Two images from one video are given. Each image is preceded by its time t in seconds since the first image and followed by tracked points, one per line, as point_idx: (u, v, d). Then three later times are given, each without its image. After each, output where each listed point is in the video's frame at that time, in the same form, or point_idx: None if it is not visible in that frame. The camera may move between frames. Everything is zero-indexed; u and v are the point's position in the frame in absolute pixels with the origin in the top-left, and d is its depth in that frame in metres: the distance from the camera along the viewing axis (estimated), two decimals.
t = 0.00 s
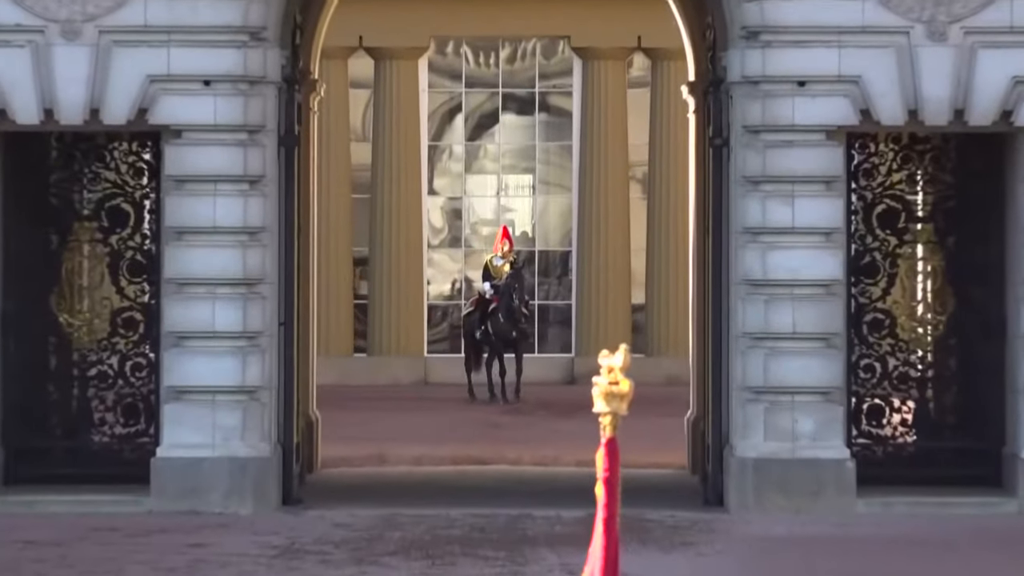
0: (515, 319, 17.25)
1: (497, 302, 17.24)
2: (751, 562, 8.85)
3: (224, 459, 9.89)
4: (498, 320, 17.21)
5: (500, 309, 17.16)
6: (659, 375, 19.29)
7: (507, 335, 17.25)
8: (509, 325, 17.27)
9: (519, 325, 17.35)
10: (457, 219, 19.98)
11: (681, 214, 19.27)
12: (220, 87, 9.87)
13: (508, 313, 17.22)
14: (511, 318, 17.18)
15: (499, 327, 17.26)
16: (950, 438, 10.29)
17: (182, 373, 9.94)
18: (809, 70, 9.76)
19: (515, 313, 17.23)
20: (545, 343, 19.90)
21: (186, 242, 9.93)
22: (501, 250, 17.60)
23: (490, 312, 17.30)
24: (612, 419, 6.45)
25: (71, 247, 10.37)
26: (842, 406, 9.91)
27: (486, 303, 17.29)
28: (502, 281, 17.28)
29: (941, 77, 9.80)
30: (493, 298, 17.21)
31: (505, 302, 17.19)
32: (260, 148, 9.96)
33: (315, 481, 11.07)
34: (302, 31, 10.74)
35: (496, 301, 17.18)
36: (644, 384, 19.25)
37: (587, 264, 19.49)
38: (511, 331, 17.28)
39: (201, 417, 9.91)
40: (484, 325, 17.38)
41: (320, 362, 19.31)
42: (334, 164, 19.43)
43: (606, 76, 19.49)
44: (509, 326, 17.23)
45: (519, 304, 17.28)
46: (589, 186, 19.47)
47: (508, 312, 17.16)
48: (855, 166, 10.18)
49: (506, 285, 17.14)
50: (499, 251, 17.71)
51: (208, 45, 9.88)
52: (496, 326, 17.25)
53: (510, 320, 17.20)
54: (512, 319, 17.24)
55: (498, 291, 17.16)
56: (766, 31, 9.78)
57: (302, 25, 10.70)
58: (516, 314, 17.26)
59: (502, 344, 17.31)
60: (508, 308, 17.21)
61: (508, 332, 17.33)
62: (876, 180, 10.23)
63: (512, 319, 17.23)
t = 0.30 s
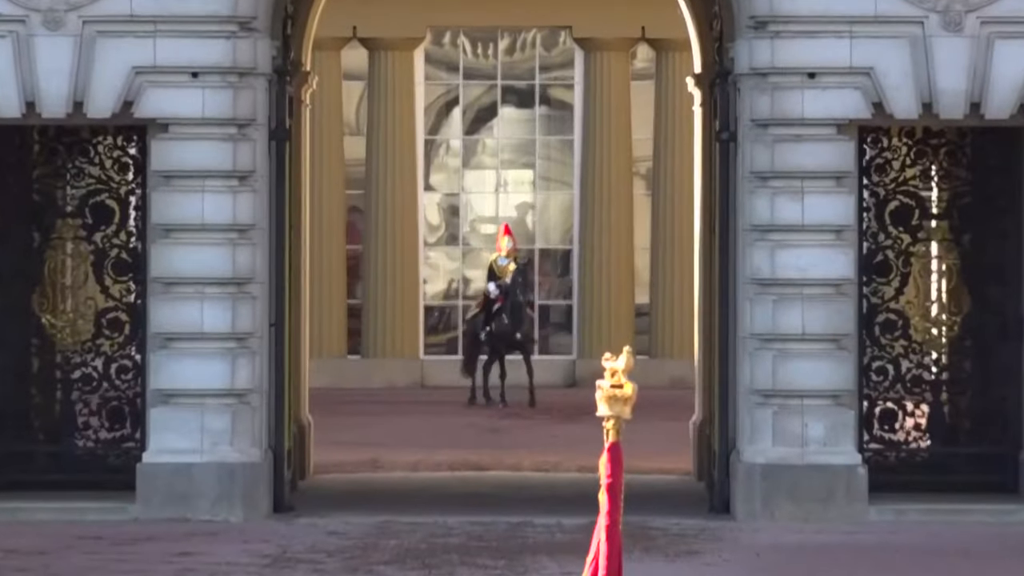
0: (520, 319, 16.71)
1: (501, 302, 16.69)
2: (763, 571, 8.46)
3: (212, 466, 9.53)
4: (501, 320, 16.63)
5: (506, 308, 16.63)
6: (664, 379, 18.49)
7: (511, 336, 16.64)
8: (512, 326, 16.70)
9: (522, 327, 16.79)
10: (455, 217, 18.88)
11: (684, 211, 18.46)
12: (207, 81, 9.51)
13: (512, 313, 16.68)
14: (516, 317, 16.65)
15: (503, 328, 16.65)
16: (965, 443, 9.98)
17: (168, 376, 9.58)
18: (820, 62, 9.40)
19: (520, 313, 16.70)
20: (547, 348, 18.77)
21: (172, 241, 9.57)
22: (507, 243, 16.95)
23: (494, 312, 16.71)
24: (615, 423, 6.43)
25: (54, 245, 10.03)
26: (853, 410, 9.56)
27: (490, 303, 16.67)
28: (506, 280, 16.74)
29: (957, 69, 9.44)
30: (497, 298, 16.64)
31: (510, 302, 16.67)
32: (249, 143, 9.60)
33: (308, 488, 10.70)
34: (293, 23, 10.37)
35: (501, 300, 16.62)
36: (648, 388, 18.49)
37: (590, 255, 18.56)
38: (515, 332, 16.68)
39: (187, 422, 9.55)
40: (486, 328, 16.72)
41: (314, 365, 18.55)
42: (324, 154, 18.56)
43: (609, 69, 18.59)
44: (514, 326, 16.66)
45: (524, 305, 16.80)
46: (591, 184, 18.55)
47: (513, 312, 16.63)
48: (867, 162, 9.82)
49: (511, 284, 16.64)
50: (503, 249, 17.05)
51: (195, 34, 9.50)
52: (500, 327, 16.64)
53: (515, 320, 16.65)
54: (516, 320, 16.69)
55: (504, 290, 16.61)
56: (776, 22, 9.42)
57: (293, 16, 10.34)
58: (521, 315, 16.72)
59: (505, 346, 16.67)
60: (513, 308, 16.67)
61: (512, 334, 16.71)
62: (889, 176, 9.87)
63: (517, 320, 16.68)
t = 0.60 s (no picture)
0: (525, 319, 16.64)
1: (507, 302, 16.66)
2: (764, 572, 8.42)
3: (211, 468, 9.50)
4: (507, 320, 16.62)
5: (511, 308, 16.60)
6: (664, 380, 18.45)
7: (518, 335, 16.64)
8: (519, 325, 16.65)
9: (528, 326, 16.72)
10: (455, 217, 18.86)
11: (683, 210, 18.43)
12: (206, 82, 9.49)
13: (518, 313, 16.63)
14: (521, 317, 16.59)
15: (508, 328, 16.65)
16: (967, 444, 9.97)
17: (167, 377, 9.55)
18: (821, 61, 9.38)
19: (525, 313, 16.62)
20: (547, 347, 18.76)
21: (171, 241, 9.55)
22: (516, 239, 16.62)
23: (501, 311, 16.70)
24: (615, 424, 6.38)
25: (53, 246, 10.01)
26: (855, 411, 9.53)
27: (497, 303, 16.69)
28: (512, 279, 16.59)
29: (959, 68, 9.42)
30: (504, 297, 16.62)
31: (515, 301, 16.62)
32: (249, 143, 9.57)
33: (308, 489, 10.68)
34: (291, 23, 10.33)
35: (507, 300, 16.62)
36: (648, 388, 18.46)
37: (590, 255, 18.53)
38: (522, 332, 16.66)
39: (187, 423, 9.52)
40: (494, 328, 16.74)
41: (314, 366, 18.55)
42: (324, 153, 18.53)
43: (610, 68, 18.55)
44: (520, 326, 16.64)
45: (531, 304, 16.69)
46: (593, 182, 18.49)
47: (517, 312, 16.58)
48: (868, 162, 9.80)
49: (515, 283, 16.55)
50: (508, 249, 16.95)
51: (195, 34, 9.48)
52: (505, 327, 16.64)
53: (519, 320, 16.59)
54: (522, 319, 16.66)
55: (509, 289, 16.56)
56: (776, 22, 9.40)
57: (292, 16, 10.30)
58: (527, 314, 16.64)
59: (512, 345, 16.68)
60: (520, 307, 16.62)
61: (518, 334, 16.68)
62: (890, 176, 9.85)
63: (524, 319, 16.64)
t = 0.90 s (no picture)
0: (530, 323, 16.57)
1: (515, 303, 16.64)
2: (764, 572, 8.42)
3: (211, 468, 9.51)
4: (514, 321, 16.61)
5: (517, 309, 16.58)
6: (665, 380, 18.46)
7: (522, 337, 16.61)
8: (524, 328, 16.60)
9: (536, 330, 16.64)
10: (455, 218, 18.87)
11: (683, 210, 18.45)
12: (207, 82, 9.50)
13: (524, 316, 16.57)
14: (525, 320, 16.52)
15: (515, 329, 16.65)
16: (966, 444, 10.00)
17: (168, 378, 9.56)
18: (820, 62, 9.38)
19: (531, 317, 16.53)
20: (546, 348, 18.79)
21: (171, 241, 9.56)
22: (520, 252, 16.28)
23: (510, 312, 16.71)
24: (618, 426, 6.07)
25: (54, 247, 10.02)
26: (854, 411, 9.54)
27: (506, 303, 16.72)
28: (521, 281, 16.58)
29: (959, 68, 9.43)
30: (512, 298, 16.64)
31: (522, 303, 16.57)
32: (249, 144, 9.58)
33: (308, 489, 10.69)
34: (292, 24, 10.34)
35: (515, 301, 16.61)
36: (648, 389, 18.49)
37: (590, 255, 18.54)
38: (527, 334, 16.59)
39: (187, 423, 9.54)
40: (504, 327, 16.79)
41: (314, 366, 18.58)
42: (324, 154, 18.55)
43: (610, 68, 18.54)
44: (525, 330, 16.59)
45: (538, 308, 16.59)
46: (592, 183, 18.51)
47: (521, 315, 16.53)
48: (868, 163, 9.80)
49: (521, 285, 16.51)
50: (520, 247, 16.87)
51: (196, 35, 9.49)
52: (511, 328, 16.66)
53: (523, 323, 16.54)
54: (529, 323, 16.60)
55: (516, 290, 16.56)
56: (776, 23, 9.41)
57: (292, 16, 10.31)
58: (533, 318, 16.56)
59: (518, 346, 16.69)
60: (526, 311, 16.55)
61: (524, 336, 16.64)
62: (889, 177, 9.86)
63: (529, 323, 16.57)
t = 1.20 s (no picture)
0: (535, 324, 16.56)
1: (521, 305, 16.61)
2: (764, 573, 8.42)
3: (211, 468, 9.51)
4: (519, 323, 16.60)
5: (522, 311, 16.55)
6: (665, 380, 18.43)
7: (528, 339, 16.62)
8: (530, 329, 16.59)
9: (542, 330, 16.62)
10: (455, 218, 18.85)
11: (683, 211, 18.45)
12: (207, 83, 9.50)
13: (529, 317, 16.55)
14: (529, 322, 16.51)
15: (521, 330, 16.64)
16: (966, 445, 10.01)
17: (168, 378, 9.56)
18: (820, 62, 9.38)
19: (535, 318, 16.50)
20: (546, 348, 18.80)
21: (171, 241, 9.56)
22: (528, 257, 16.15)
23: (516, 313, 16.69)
24: (623, 419, 5.00)
25: (54, 248, 10.02)
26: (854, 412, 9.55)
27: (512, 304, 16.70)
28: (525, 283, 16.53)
29: (958, 69, 9.43)
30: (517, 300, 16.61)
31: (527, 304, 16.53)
32: (249, 145, 9.59)
33: (309, 490, 10.70)
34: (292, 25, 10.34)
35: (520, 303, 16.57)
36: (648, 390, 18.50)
37: (590, 256, 18.54)
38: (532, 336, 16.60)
39: (188, 424, 9.54)
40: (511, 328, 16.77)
41: (314, 367, 18.59)
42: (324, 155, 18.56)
43: (609, 69, 18.53)
44: (531, 331, 16.59)
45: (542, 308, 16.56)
46: (592, 184, 18.51)
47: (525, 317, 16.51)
48: (868, 163, 9.78)
49: (527, 287, 16.48)
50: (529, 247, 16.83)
51: (196, 36, 9.49)
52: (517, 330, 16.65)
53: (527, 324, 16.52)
54: (534, 325, 16.59)
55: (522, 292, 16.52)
56: (775, 23, 9.40)
57: (291, 17, 10.31)
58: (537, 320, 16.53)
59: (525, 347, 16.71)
60: (531, 312, 16.53)
61: (530, 337, 16.63)
62: (889, 178, 9.85)
63: (534, 324, 16.55)
